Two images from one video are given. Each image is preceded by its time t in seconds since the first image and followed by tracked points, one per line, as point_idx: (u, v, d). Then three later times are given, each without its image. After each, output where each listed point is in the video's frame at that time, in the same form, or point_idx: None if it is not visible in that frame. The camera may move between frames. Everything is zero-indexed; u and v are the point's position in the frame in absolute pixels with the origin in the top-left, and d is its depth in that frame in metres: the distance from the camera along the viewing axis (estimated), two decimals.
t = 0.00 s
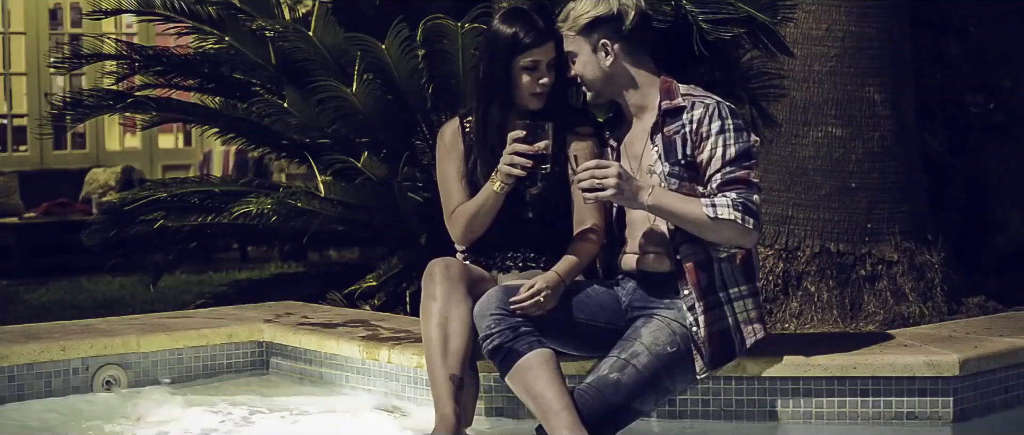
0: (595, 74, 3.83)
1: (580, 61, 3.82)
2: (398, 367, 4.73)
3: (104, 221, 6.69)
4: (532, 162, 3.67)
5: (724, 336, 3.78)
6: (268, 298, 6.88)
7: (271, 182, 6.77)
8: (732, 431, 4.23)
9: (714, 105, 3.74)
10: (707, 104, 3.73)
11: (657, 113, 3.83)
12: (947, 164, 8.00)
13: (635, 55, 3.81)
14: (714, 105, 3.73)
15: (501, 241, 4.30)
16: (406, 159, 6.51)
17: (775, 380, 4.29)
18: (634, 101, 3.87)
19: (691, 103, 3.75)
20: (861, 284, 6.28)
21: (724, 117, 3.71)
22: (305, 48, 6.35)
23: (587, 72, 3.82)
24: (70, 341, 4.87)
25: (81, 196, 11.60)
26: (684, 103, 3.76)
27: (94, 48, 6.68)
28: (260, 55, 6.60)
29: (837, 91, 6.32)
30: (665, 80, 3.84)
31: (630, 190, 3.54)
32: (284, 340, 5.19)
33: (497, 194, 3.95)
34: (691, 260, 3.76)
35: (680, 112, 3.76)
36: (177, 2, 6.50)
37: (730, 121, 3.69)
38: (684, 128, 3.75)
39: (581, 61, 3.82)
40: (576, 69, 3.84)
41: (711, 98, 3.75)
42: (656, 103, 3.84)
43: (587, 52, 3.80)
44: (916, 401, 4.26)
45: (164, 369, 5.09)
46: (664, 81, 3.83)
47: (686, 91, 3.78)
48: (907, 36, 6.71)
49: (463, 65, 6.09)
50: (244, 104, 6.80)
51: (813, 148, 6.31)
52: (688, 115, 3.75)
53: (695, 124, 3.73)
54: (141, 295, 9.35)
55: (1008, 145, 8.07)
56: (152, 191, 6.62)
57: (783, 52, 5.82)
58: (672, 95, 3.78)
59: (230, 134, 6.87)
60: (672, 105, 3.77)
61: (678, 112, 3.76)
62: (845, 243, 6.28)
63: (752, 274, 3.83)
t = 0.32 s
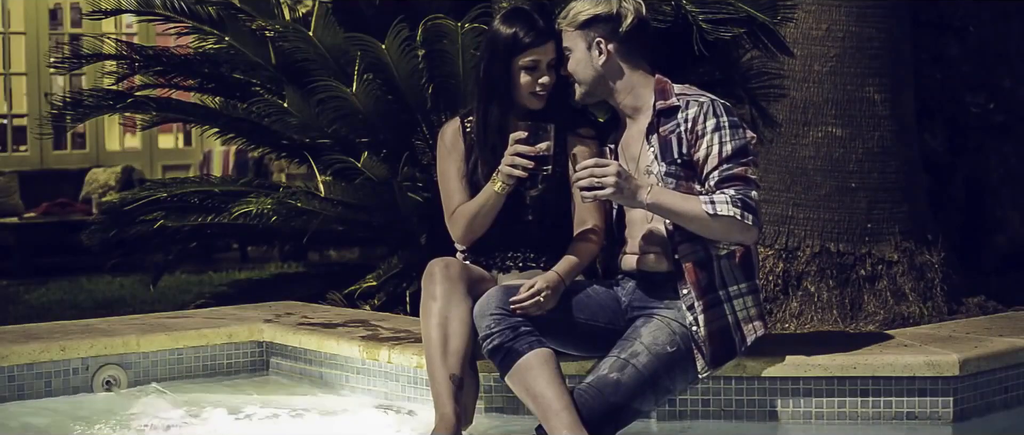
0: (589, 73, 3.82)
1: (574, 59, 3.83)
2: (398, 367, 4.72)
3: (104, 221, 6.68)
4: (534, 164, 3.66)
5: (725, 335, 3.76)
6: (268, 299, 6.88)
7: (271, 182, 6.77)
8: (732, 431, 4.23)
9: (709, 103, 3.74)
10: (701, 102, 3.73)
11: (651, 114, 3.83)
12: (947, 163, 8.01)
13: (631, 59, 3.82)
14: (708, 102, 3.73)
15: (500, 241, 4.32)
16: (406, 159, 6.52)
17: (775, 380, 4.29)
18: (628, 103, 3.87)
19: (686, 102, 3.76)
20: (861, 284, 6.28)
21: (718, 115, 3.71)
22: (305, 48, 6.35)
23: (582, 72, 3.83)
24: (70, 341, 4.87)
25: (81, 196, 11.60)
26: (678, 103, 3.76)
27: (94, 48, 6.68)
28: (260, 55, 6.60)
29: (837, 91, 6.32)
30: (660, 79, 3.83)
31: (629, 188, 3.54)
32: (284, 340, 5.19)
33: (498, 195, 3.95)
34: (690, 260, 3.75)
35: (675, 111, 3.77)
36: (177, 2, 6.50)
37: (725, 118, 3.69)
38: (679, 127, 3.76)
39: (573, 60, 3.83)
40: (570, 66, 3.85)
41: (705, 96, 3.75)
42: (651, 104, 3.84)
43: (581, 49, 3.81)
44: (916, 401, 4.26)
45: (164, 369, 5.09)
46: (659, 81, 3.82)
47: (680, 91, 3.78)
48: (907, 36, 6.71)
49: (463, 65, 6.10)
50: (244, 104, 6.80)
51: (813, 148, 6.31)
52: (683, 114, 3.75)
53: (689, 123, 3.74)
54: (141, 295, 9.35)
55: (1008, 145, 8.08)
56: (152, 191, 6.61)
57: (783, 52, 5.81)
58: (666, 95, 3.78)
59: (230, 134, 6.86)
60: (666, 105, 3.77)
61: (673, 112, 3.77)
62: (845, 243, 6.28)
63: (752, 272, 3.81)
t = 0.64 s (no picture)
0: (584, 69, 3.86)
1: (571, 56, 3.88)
2: (398, 367, 4.73)
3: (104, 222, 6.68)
4: (535, 164, 3.67)
5: (725, 334, 3.76)
6: (268, 299, 6.88)
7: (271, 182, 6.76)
8: (732, 431, 4.23)
9: (700, 102, 3.75)
10: (693, 101, 3.74)
11: (644, 115, 3.83)
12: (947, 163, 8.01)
13: (624, 60, 3.84)
14: (701, 101, 3.74)
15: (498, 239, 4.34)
16: (406, 159, 6.51)
17: (775, 380, 4.29)
18: (620, 103, 3.88)
19: (678, 102, 3.76)
20: (861, 284, 6.28)
21: (711, 113, 3.71)
22: (305, 48, 6.34)
23: (576, 70, 3.88)
24: (70, 341, 4.87)
25: (81, 196, 11.60)
26: (670, 103, 3.76)
27: (94, 48, 6.68)
28: (260, 55, 6.60)
29: (837, 91, 6.31)
30: (653, 79, 3.84)
31: (625, 188, 3.54)
32: (284, 340, 5.19)
33: (499, 196, 3.95)
34: (688, 259, 3.75)
35: (667, 111, 3.77)
36: (177, 2, 6.50)
37: (718, 116, 3.70)
38: (672, 127, 3.76)
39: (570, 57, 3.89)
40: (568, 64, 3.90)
41: (697, 95, 3.76)
42: (643, 105, 3.85)
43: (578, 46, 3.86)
44: (916, 401, 4.26)
45: (164, 369, 5.09)
46: (651, 81, 3.83)
47: (672, 91, 3.78)
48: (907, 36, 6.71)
49: (463, 65, 6.10)
50: (244, 104, 6.80)
51: (813, 148, 6.31)
52: (675, 114, 3.75)
53: (683, 122, 3.74)
54: (141, 295, 9.35)
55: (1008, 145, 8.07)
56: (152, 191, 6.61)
57: (783, 53, 5.81)
58: (659, 96, 3.78)
59: (230, 134, 6.86)
60: (658, 105, 3.77)
61: (665, 112, 3.77)
62: (845, 243, 6.28)
63: (750, 270, 3.81)
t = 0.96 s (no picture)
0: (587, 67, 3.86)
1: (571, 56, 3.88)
2: (398, 367, 4.73)
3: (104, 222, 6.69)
4: (541, 167, 3.67)
5: (724, 334, 3.76)
6: (268, 299, 6.88)
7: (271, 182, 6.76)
8: (732, 431, 4.23)
9: (696, 101, 3.75)
10: (688, 101, 3.74)
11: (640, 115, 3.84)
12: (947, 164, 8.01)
13: (624, 58, 3.84)
14: (695, 101, 3.73)
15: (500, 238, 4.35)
16: (406, 159, 6.51)
17: (775, 380, 4.29)
18: (616, 103, 3.88)
19: (673, 102, 3.77)
20: (861, 284, 6.29)
21: (706, 113, 3.71)
22: (305, 48, 6.34)
23: (576, 67, 3.88)
24: (70, 341, 4.87)
25: (81, 196, 11.60)
26: (666, 102, 3.77)
27: (93, 48, 6.68)
28: (260, 55, 6.60)
29: (837, 91, 6.31)
30: (649, 79, 3.85)
31: (621, 189, 3.54)
32: (284, 340, 5.19)
33: (503, 197, 3.95)
34: (684, 259, 3.76)
35: (662, 111, 3.78)
36: (177, 2, 6.49)
37: (713, 116, 3.70)
38: (667, 127, 3.77)
39: (572, 55, 3.88)
40: (567, 63, 3.90)
41: (692, 95, 3.76)
42: (639, 105, 3.86)
43: (579, 44, 3.86)
44: (916, 401, 4.26)
45: (164, 369, 5.10)
46: (648, 81, 3.83)
47: (668, 91, 3.79)
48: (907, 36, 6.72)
49: (463, 65, 6.10)
50: (244, 104, 6.80)
51: (814, 148, 6.30)
52: (671, 114, 3.76)
53: (678, 122, 3.74)
54: (141, 295, 9.35)
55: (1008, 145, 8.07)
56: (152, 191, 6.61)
57: (783, 52, 5.81)
58: (654, 96, 3.79)
59: (230, 134, 6.86)
60: (653, 105, 3.78)
61: (660, 112, 3.78)
62: (845, 243, 6.28)
63: (749, 270, 3.81)
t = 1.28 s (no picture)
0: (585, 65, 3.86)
1: (570, 56, 3.88)
2: (398, 367, 4.73)
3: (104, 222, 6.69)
4: (541, 167, 3.67)
5: (725, 334, 3.77)
6: (268, 299, 6.88)
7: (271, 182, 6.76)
8: (732, 431, 4.24)
9: (696, 101, 3.75)
10: (688, 101, 3.74)
11: (641, 114, 3.84)
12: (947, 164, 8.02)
13: (624, 58, 3.84)
14: (695, 101, 3.73)
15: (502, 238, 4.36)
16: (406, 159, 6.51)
17: (775, 380, 4.29)
18: (617, 103, 3.89)
19: (673, 102, 3.77)
20: (861, 283, 6.29)
21: (706, 113, 3.71)
22: (305, 48, 6.34)
23: (577, 69, 3.88)
24: (70, 341, 4.87)
25: (81, 196, 11.60)
26: (666, 102, 3.77)
27: (94, 48, 6.68)
28: (260, 55, 6.61)
29: (837, 91, 6.32)
30: (649, 79, 3.85)
31: (621, 189, 3.54)
32: (284, 340, 5.19)
33: (503, 198, 3.95)
34: (685, 258, 3.76)
35: (663, 111, 3.78)
36: (177, 2, 6.50)
37: (713, 116, 3.69)
38: (667, 127, 3.77)
39: (573, 57, 3.87)
40: (567, 65, 3.90)
41: (692, 95, 3.76)
42: (640, 105, 3.86)
43: (579, 44, 3.86)
44: (916, 401, 4.26)
45: (164, 369, 5.10)
46: (648, 81, 3.84)
47: (669, 91, 3.79)
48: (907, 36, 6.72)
49: (463, 65, 6.10)
50: (244, 104, 6.81)
51: (814, 148, 6.31)
52: (671, 114, 3.76)
53: (678, 122, 3.74)
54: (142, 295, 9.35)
55: (1008, 144, 8.07)
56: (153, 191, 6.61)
57: (783, 53, 5.81)
58: (655, 96, 3.79)
59: (230, 134, 6.86)
60: (654, 105, 3.78)
61: (661, 112, 3.78)
62: (845, 243, 6.28)
63: (749, 270, 3.81)
